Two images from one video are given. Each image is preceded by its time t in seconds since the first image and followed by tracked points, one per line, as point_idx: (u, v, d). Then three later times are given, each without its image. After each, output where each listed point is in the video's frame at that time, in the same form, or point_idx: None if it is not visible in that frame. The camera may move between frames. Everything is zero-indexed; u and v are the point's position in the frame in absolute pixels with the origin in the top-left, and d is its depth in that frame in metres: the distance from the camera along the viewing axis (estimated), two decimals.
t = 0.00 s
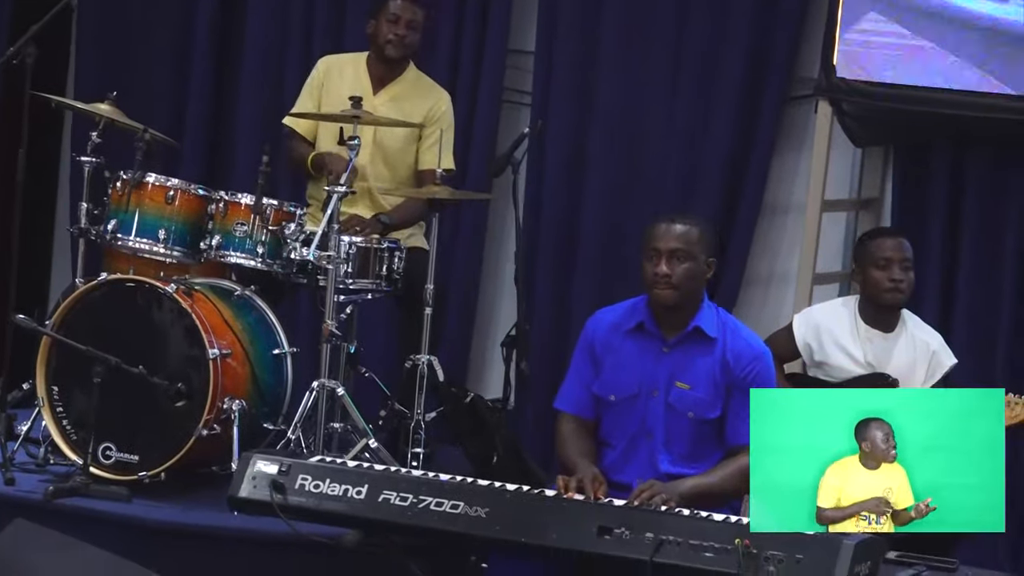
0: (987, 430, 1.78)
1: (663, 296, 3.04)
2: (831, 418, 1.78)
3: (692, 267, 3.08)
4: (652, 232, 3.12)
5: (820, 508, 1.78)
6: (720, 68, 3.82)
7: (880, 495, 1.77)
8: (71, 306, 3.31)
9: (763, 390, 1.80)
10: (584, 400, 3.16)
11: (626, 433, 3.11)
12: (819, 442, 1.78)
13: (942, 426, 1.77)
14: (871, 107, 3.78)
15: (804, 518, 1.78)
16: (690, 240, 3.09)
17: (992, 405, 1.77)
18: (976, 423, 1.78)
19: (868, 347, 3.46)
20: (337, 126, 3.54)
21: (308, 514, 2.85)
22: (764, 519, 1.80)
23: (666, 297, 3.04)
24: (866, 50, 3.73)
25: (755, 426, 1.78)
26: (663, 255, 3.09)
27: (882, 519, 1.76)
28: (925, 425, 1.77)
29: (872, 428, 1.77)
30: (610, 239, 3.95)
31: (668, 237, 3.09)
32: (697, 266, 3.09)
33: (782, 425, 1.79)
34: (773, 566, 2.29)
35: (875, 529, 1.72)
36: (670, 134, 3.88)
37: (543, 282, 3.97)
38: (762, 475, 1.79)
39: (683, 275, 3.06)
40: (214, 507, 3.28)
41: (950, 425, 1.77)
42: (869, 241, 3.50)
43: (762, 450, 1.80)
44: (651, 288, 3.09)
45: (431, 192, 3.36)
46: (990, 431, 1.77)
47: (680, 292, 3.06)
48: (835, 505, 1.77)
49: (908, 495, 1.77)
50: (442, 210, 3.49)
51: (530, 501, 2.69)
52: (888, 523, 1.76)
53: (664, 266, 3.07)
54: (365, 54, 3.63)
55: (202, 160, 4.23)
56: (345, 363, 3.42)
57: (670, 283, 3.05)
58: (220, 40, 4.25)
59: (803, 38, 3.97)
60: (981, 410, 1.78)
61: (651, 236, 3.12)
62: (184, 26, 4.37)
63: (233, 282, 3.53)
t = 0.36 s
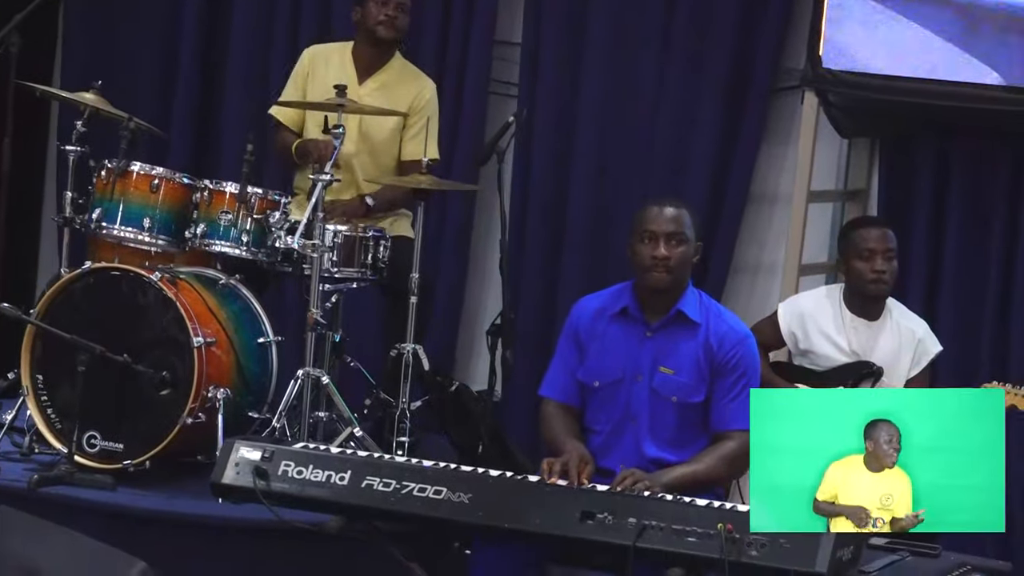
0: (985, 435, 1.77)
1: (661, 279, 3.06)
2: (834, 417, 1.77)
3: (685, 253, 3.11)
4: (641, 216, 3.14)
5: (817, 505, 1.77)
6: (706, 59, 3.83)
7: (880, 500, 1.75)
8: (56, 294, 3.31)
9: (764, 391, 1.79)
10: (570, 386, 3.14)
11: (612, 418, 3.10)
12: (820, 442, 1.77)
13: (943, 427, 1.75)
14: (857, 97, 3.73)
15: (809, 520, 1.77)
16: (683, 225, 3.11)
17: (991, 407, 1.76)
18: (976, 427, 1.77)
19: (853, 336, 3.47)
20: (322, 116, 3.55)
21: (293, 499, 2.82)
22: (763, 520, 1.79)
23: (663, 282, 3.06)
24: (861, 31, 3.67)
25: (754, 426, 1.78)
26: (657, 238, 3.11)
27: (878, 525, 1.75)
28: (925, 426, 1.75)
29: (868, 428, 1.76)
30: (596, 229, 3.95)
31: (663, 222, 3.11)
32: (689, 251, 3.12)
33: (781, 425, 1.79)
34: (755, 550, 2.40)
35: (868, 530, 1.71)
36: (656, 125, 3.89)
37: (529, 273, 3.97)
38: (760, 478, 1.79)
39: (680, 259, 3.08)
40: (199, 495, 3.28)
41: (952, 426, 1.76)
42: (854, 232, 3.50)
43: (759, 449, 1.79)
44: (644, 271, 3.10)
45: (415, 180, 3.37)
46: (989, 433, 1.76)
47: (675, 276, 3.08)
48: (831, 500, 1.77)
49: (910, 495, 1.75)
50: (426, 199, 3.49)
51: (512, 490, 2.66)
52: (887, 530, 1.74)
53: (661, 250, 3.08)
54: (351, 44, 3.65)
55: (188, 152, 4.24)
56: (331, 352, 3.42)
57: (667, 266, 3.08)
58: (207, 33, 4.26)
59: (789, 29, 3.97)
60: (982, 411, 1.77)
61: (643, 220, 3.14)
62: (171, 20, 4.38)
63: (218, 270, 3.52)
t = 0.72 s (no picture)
0: (985, 432, 1.69)
1: (662, 273, 2.98)
2: (829, 417, 1.68)
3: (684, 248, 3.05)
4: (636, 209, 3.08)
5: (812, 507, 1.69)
6: (697, 51, 3.83)
7: (875, 500, 1.68)
8: (45, 285, 3.31)
9: (760, 391, 1.69)
10: (559, 375, 3.10)
11: (602, 408, 3.05)
12: (818, 441, 1.68)
13: (942, 426, 1.68)
14: (849, 90, 3.69)
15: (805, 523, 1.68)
16: (678, 219, 3.06)
17: (991, 406, 1.68)
18: (975, 424, 1.69)
19: (842, 326, 3.47)
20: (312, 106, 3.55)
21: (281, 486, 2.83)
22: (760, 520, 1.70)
23: (666, 276, 2.98)
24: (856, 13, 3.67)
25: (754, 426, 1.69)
26: (658, 233, 3.04)
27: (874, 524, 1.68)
28: (919, 426, 1.68)
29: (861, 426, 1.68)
30: (587, 222, 3.95)
31: (661, 216, 3.05)
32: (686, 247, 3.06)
33: (779, 424, 1.69)
34: (742, 537, 2.47)
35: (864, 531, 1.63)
36: (647, 118, 3.90)
37: (520, 266, 3.97)
38: (758, 478, 1.70)
39: (680, 253, 3.01)
40: (189, 487, 3.27)
41: (950, 426, 1.68)
42: (840, 222, 3.53)
43: (757, 450, 1.70)
44: (644, 266, 3.02)
45: (406, 171, 3.37)
46: (990, 431, 1.69)
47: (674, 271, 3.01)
48: (827, 503, 1.68)
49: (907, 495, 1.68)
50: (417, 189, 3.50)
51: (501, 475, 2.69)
52: (884, 530, 1.67)
53: (662, 244, 3.02)
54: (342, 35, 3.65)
55: (179, 147, 4.24)
56: (320, 343, 3.42)
57: (669, 261, 3.00)
58: (197, 28, 4.27)
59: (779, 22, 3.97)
60: (982, 410, 1.69)
61: (640, 215, 3.07)
62: (162, 15, 4.39)
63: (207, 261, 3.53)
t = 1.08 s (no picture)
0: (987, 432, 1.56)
1: (656, 256, 3.01)
2: (826, 416, 1.55)
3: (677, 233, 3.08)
4: (629, 195, 3.10)
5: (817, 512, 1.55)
6: (686, 43, 3.84)
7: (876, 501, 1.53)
8: (34, 273, 3.33)
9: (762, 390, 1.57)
10: (548, 361, 3.10)
11: (590, 394, 3.05)
12: (817, 440, 1.55)
13: (941, 425, 1.54)
14: (839, 83, 3.69)
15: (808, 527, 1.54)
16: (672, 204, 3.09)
17: (991, 404, 1.55)
18: (974, 423, 1.56)
19: (830, 314, 3.49)
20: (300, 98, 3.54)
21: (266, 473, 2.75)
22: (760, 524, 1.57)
23: (658, 259, 3.01)
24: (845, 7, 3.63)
25: (753, 425, 1.56)
26: (651, 217, 3.06)
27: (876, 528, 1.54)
28: (915, 426, 1.54)
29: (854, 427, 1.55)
30: (578, 214, 3.96)
31: (655, 200, 3.08)
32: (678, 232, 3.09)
33: (773, 425, 1.57)
34: (730, 523, 2.42)
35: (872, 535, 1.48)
36: (637, 110, 3.90)
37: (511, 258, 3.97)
38: (757, 479, 1.56)
39: (672, 239, 3.06)
40: (177, 476, 3.27)
41: (950, 425, 1.55)
42: (829, 208, 3.55)
43: (756, 452, 1.57)
44: (637, 249, 3.04)
45: (395, 160, 3.38)
46: (990, 432, 1.55)
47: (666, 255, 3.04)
48: (831, 511, 1.54)
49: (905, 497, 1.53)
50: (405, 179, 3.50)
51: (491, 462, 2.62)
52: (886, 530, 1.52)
53: (656, 228, 3.04)
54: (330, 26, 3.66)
55: (169, 140, 4.25)
56: (309, 333, 3.41)
57: (661, 245, 3.03)
58: (188, 22, 4.28)
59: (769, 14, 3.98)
60: (980, 409, 1.55)
61: (632, 200, 3.09)
62: (152, 9, 4.40)
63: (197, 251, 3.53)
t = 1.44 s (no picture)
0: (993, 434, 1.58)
1: (641, 245, 3.00)
2: (830, 418, 1.60)
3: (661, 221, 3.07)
4: (613, 185, 3.09)
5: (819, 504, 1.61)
6: (675, 35, 3.84)
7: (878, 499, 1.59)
8: (21, 263, 3.34)
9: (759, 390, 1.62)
10: (532, 348, 3.10)
11: (575, 380, 3.05)
12: (820, 441, 1.61)
13: (944, 426, 1.58)
14: (826, 74, 3.67)
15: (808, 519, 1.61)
16: (657, 191, 3.08)
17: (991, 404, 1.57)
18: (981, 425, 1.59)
19: (818, 304, 3.49)
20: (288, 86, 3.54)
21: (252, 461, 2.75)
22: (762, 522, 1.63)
23: (642, 248, 3.00)
24: None
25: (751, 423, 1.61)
26: (635, 206, 3.05)
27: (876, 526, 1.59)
28: (919, 425, 1.58)
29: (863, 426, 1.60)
30: (567, 207, 3.96)
31: (639, 188, 3.06)
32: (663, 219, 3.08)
33: (776, 423, 1.62)
34: (716, 509, 2.45)
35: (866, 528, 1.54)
36: (626, 102, 3.91)
37: (499, 250, 3.97)
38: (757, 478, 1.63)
39: (658, 226, 3.04)
40: (164, 466, 3.26)
41: (955, 427, 1.58)
42: (817, 198, 3.55)
43: (756, 450, 1.62)
44: (622, 238, 3.03)
45: (382, 150, 3.37)
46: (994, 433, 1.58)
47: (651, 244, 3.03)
48: (833, 503, 1.59)
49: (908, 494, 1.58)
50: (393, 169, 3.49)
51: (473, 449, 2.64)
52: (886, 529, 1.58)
53: (640, 217, 3.03)
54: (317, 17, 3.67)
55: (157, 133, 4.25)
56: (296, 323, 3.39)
57: (646, 234, 3.02)
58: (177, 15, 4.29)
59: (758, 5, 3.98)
60: (984, 410, 1.58)
61: (616, 189, 3.08)
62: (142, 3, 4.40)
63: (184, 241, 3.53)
